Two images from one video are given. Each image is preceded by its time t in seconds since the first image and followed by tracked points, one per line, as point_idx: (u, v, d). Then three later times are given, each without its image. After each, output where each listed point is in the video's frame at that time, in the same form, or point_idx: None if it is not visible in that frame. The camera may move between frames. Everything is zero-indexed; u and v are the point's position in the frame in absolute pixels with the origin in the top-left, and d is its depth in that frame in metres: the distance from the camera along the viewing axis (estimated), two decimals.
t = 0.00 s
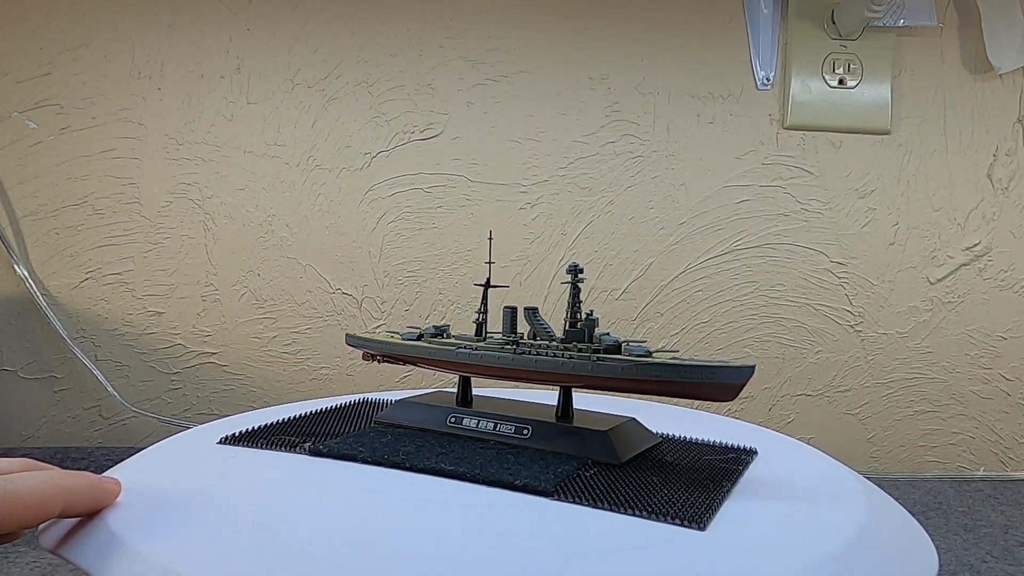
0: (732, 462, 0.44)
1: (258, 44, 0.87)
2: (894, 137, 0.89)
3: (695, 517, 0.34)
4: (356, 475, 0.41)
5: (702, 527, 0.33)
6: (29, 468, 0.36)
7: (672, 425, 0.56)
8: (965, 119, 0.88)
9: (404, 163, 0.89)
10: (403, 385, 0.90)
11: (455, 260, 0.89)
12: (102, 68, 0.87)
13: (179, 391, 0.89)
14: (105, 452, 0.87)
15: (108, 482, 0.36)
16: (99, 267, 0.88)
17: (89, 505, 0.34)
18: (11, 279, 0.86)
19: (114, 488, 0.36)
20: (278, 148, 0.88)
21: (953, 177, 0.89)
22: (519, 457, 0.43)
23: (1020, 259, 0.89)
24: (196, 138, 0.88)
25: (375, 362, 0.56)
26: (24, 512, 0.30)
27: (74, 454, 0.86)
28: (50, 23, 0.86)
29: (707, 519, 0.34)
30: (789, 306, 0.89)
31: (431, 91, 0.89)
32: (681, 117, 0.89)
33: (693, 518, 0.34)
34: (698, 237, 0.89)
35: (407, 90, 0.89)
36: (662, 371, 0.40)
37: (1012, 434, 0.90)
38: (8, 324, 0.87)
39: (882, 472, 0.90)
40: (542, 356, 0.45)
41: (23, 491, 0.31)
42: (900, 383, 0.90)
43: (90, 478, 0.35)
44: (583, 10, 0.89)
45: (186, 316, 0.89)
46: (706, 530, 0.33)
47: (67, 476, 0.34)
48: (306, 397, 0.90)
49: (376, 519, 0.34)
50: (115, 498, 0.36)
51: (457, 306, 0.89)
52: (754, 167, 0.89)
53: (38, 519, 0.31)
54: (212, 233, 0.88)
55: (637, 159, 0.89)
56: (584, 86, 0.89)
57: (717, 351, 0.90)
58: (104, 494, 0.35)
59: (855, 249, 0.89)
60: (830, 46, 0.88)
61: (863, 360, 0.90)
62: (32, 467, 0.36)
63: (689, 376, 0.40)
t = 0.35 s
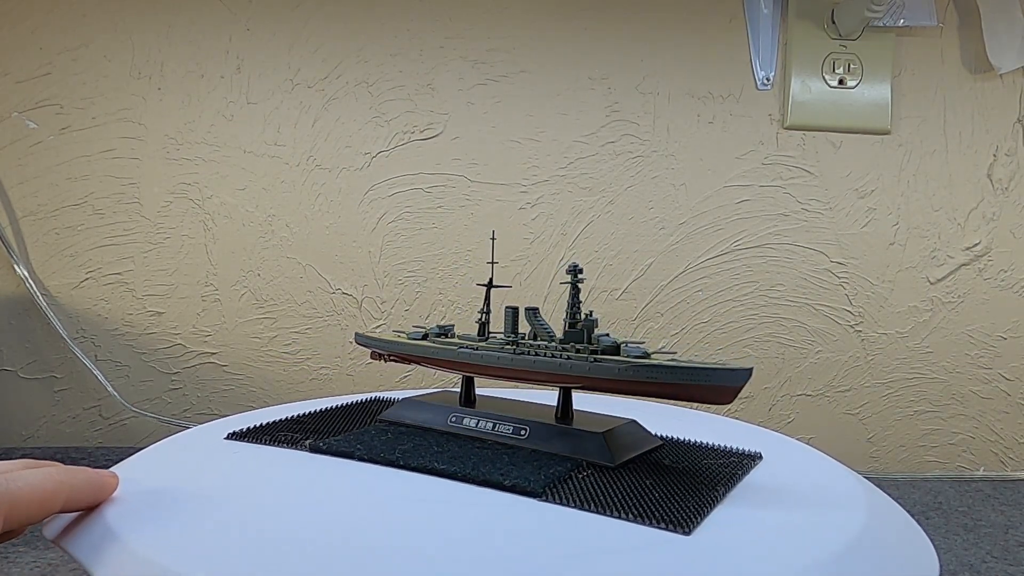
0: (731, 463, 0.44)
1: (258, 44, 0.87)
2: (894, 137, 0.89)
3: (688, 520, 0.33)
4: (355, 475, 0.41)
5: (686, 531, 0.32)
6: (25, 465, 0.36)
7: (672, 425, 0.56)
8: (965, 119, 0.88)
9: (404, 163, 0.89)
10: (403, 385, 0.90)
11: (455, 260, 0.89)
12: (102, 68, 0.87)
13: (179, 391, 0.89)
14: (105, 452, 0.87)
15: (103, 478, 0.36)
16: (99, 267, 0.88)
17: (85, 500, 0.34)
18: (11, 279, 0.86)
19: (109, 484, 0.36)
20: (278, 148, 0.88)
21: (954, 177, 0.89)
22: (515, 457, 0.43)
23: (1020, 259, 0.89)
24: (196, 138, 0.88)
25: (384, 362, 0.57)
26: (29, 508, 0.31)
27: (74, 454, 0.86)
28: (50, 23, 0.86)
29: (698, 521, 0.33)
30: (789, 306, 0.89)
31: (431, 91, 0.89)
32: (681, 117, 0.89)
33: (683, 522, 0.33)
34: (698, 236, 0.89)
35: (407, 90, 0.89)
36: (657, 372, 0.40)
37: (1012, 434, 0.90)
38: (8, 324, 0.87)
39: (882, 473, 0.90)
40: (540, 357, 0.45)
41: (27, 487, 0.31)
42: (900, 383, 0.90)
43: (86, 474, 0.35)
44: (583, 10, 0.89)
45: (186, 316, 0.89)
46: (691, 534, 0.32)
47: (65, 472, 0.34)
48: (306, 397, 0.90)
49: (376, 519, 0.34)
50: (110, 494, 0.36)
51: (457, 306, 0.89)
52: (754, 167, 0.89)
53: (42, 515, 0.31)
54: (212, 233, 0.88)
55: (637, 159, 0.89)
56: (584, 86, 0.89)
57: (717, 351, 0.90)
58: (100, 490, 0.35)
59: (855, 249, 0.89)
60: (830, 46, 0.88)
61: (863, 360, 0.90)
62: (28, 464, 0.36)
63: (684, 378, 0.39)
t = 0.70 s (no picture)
0: (731, 464, 0.44)
1: (257, 44, 0.87)
2: (894, 137, 0.89)
3: (682, 521, 0.33)
4: (356, 475, 0.41)
5: (680, 533, 0.32)
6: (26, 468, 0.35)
7: (672, 425, 0.56)
8: (965, 119, 0.88)
9: (404, 163, 0.89)
10: (403, 385, 0.90)
11: (455, 260, 0.89)
12: (102, 68, 0.87)
13: (179, 391, 0.89)
14: (105, 452, 0.87)
15: (103, 479, 0.36)
16: (99, 267, 0.88)
17: (85, 499, 0.34)
18: (11, 279, 0.86)
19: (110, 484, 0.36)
20: (278, 148, 0.88)
21: (954, 177, 0.89)
22: (514, 458, 0.43)
23: (1020, 259, 0.89)
24: (197, 138, 0.88)
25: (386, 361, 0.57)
26: (27, 508, 0.30)
27: (74, 455, 0.86)
28: (50, 23, 0.85)
29: (697, 522, 0.33)
30: (789, 306, 0.89)
31: (431, 91, 0.89)
32: (681, 117, 0.89)
33: (677, 523, 0.33)
34: (698, 237, 0.89)
35: (407, 90, 0.89)
36: (655, 374, 0.40)
37: (1012, 434, 0.90)
38: (8, 324, 0.87)
39: (882, 473, 0.90)
40: (539, 357, 0.45)
41: (24, 487, 0.31)
42: (900, 383, 0.90)
43: (85, 474, 0.35)
44: (583, 10, 0.89)
45: (186, 316, 0.89)
46: (684, 536, 0.32)
47: (64, 472, 0.34)
48: (306, 397, 0.90)
49: (377, 519, 0.34)
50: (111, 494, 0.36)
51: (457, 307, 0.89)
52: (754, 167, 0.89)
53: (41, 515, 0.31)
54: (212, 233, 0.88)
55: (637, 159, 0.89)
56: (584, 86, 0.89)
57: (717, 351, 0.90)
58: (100, 491, 0.35)
59: (855, 249, 0.89)
60: (830, 46, 0.88)
61: (863, 360, 0.90)
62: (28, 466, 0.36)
63: (683, 379, 0.39)
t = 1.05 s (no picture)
0: (732, 464, 0.44)
1: (257, 44, 0.87)
2: (894, 137, 0.89)
3: (675, 523, 0.33)
4: (355, 475, 0.41)
5: (672, 534, 0.32)
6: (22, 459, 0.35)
7: (672, 425, 0.56)
8: (964, 119, 0.88)
9: (404, 163, 0.89)
10: (403, 385, 0.90)
11: (455, 260, 0.89)
12: (102, 68, 0.87)
13: (179, 391, 0.89)
14: (105, 452, 0.87)
15: (102, 476, 0.36)
16: (99, 267, 0.88)
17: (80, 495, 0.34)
18: (11, 279, 0.86)
19: (106, 482, 0.36)
20: (278, 148, 0.88)
21: (953, 177, 0.89)
22: (512, 458, 0.43)
23: (1020, 259, 0.89)
24: (197, 138, 0.88)
25: (389, 361, 0.57)
26: (21, 500, 0.30)
27: (74, 454, 0.86)
28: (50, 23, 0.85)
29: (696, 522, 0.34)
30: (788, 306, 0.89)
31: (431, 91, 0.89)
32: (681, 117, 0.89)
33: (670, 525, 0.33)
34: (698, 237, 0.89)
35: (407, 90, 0.89)
36: (654, 375, 0.40)
37: (1012, 434, 0.90)
38: (8, 324, 0.87)
39: (882, 473, 0.90)
40: (538, 357, 0.45)
41: (19, 478, 0.30)
42: (900, 383, 0.90)
43: (81, 468, 0.35)
44: (582, 10, 0.89)
45: (186, 316, 0.89)
46: (676, 538, 0.32)
47: (60, 465, 0.34)
48: (306, 397, 0.90)
49: (379, 519, 0.34)
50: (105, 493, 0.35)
51: (457, 307, 0.89)
52: (754, 167, 0.89)
53: (35, 508, 0.31)
54: (212, 233, 0.88)
55: (637, 159, 0.89)
56: (584, 86, 0.89)
57: (717, 351, 0.90)
58: (96, 488, 0.35)
59: (855, 249, 0.89)
60: (830, 46, 0.88)
61: (863, 360, 0.90)
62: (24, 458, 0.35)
63: (681, 381, 0.39)
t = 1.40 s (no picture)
0: (731, 465, 0.44)
1: (257, 44, 0.87)
2: (894, 137, 0.89)
3: (669, 524, 0.33)
4: (354, 475, 0.41)
5: (665, 536, 0.32)
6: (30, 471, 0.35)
7: (672, 425, 0.56)
8: (965, 120, 0.89)
9: (404, 163, 0.89)
10: (404, 385, 0.91)
11: (455, 260, 0.89)
12: (102, 68, 0.86)
13: (179, 391, 0.89)
14: (105, 452, 0.87)
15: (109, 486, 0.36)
16: (99, 267, 0.88)
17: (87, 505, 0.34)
18: (11, 279, 0.86)
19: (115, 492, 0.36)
20: (278, 148, 0.88)
21: (953, 178, 0.89)
22: (511, 458, 0.43)
23: (1020, 259, 0.89)
24: (197, 138, 0.88)
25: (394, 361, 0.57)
26: (23, 509, 0.30)
27: (74, 454, 0.86)
28: (49, 23, 0.85)
29: (693, 522, 0.34)
30: (788, 306, 0.89)
31: (431, 91, 0.89)
32: (681, 117, 0.89)
33: (663, 526, 0.33)
34: (698, 237, 0.89)
35: (407, 90, 0.89)
36: (652, 375, 0.39)
37: (1012, 434, 0.90)
38: (8, 324, 0.87)
39: (882, 472, 0.90)
40: (537, 358, 0.45)
41: (23, 488, 0.30)
42: (900, 383, 0.90)
43: (87, 479, 0.35)
44: (583, 10, 0.89)
45: (187, 316, 0.89)
46: (670, 539, 0.32)
47: (66, 475, 0.34)
48: (306, 397, 0.90)
49: (379, 520, 0.34)
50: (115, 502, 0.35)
51: (457, 307, 0.89)
52: (754, 167, 0.89)
53: (39, 517, 0.31)
54: (212, 233, 0.88)
55: (637, 159, 0.89)
56: (584, 86, 0.89)
57: (717, 351, 0.90)
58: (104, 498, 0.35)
59: (855, 248, 0.89)
60: (830, 46, 0.88)
61: (863, 360, 0.90)
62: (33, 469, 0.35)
63: (679, 381, 0.39)
